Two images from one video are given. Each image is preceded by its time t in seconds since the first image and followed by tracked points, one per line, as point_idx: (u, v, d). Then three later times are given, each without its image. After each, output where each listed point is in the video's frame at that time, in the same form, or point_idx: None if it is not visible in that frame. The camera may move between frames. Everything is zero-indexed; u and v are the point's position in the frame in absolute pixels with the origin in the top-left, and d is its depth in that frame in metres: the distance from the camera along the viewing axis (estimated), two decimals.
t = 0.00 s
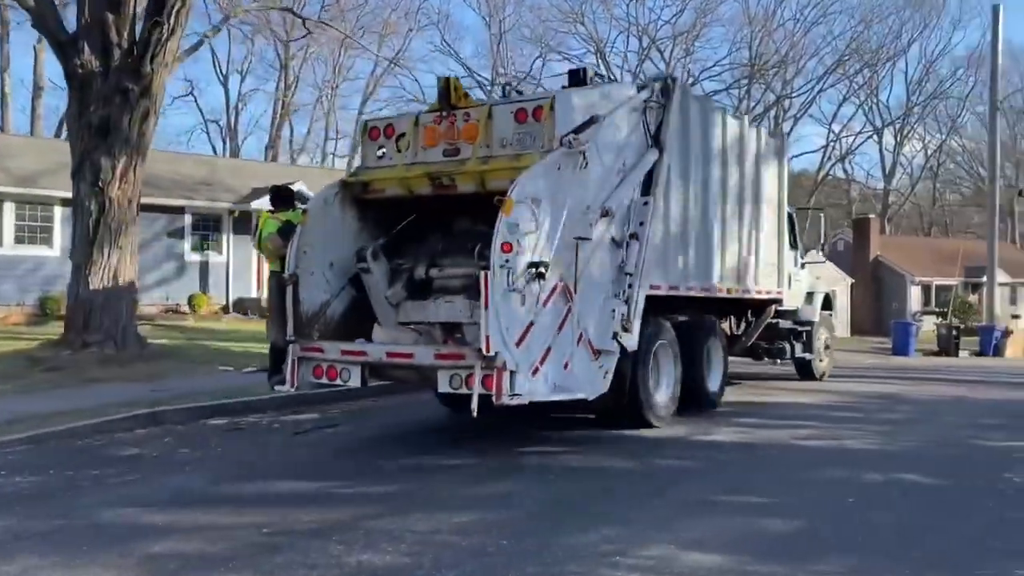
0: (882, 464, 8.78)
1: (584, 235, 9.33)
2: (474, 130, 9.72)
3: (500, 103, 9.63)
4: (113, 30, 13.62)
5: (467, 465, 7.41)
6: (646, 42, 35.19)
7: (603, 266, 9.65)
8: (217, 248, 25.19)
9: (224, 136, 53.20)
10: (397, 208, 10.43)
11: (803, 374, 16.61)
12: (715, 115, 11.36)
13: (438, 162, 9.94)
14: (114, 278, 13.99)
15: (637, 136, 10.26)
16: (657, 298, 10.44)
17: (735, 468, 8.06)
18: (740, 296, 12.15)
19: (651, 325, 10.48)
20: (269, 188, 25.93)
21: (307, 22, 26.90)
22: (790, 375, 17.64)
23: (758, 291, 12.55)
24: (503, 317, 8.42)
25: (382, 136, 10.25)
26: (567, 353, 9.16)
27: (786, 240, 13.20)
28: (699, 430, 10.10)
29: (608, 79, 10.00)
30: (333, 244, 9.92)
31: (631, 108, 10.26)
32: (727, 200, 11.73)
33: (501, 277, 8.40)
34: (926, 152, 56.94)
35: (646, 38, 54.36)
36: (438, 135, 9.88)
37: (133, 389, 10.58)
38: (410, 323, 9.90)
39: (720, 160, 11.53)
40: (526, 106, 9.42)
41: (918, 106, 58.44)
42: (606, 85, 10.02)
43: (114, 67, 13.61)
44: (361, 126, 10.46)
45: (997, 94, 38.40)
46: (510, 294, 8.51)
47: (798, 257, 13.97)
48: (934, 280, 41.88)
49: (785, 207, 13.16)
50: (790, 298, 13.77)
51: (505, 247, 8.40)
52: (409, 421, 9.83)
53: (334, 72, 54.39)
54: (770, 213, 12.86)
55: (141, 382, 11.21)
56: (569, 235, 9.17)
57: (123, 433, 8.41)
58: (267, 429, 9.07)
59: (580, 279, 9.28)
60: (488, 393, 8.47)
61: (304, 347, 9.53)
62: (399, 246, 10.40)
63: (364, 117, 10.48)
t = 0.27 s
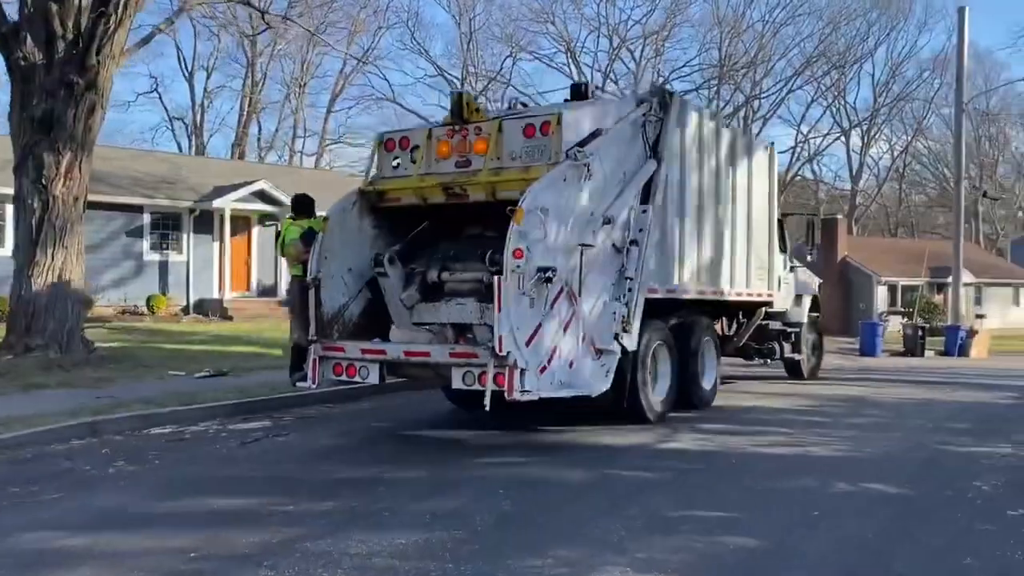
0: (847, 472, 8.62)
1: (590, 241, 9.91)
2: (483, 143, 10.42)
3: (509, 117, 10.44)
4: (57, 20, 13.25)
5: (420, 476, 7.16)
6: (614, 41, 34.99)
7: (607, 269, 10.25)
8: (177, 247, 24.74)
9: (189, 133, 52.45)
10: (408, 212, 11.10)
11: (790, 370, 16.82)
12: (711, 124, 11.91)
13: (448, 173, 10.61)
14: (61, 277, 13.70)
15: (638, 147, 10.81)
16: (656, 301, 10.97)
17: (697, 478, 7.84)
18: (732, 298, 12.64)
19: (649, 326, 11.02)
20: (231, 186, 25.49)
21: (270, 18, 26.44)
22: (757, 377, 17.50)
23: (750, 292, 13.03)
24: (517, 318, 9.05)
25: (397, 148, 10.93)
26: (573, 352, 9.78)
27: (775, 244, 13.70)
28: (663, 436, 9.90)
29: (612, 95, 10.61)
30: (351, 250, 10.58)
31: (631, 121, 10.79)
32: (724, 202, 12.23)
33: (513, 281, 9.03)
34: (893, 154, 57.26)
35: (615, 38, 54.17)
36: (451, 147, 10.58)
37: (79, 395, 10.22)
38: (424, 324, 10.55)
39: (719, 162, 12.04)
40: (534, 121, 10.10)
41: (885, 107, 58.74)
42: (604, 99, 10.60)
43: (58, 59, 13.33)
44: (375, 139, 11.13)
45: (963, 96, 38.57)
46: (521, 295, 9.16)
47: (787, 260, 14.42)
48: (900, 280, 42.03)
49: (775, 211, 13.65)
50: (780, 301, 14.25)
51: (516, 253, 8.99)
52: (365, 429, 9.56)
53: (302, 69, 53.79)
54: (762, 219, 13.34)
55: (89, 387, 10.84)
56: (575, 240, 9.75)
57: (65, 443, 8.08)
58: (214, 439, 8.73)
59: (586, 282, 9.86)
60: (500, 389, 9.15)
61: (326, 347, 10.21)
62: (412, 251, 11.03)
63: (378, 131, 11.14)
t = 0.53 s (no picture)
0: (817, 475, 8.36)
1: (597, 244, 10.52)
2: (497, 150, 11.07)
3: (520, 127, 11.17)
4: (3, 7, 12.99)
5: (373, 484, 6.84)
6: (585, 39, 34.77)
7: (612, 270, 10.86)
8: (138, 245, 24.24)
9: (157, 130, 51.71)
10: (424, 216, 11.45)
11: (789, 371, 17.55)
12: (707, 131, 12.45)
13: (462, 177, 11.22)
14: (4, 275, 13.24)
15: (644, 153, 11.37)
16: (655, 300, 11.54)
17: (664, 483, 7.56)
18: (728, 297, 13.30)
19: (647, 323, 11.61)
20: (194, 182, 25.03)
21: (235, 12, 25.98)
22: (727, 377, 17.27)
23: (744, 291, 13.66)
24: (529, 315, 9.66)
25: (413, 154, 11.52)
26: (581, 348, 10.37)
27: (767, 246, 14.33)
28: (629, 439, 9.62)
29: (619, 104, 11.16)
30: (371, 249, 10.92)
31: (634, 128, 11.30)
32: (720, 205, 12.81)
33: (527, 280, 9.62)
34: (863, 153, 57.47)
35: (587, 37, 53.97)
36: (466, 153, 11.20)
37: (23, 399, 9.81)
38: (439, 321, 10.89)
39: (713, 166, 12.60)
40: (544, 130, 10.85)
41: (855, 107, 58.95)
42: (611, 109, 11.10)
43: (4, 48, 13.01)
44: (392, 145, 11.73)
45: (931, 95, 38.66)
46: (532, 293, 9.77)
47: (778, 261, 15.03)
48: (869, 279, 42.10)
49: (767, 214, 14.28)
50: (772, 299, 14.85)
51: (529, 254, 9.59)
52: (322, 432, 9.22)
53: (271, 66, 53.20)
54: (756, 222, 13.94)
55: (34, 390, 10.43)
56: (583, 243, 10.35)
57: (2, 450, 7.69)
58: (157, 445, 8.34)
59: (592, 283, 10.44)
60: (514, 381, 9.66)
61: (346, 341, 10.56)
62: (428, 251, 11.37)
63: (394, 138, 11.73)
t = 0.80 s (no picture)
0: (790, 485, 8.07)
1: (605, 248, 11.23)
2: (508, 159, 11.60)
3: (529, 137, 11.54)
4: None
5: (323, 500, 6.49)
6: (560, 36, 34.47)
7: (619, 271, 11.57)
8: (100, 244, 23.75)
9: (125, 126, 50.86)
10: (437, 221, 12.11)
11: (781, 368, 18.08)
12: (701, 142, 13.24)
13: (475, 184, 11.78)
14: None
15: (645, 161, 12.12)
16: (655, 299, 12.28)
17: (630, 494, 7.24)
18: (724, 299, 14.16)
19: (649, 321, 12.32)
20: (158, 179, 24.56)
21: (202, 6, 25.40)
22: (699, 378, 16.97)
23: (740, 294, 14.52)
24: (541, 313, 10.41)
25: (428, 162, 12.03)
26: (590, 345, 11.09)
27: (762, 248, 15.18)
28: (597, 445, 9.30)
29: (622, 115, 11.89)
30: (389, 250, 11.63)
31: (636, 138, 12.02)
32: (716, 213, 13.64)
33: (538, 282, 10.39)
34: (837, 153, 57.56)
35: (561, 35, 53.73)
36: (478, 163, 11.74)
37: None
38: (453, 320, 11.56)
39: (707, 178, 13.44)
40: (552, 140, 11.34)
41: (830, 106, 58.97)
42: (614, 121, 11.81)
43: None
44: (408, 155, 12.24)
45: (904, 95, 38.61)
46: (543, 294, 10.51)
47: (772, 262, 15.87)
48: (842, 278, 42.05)
49: (762, 217, 15.12)
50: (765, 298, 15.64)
51: (540, 257, 10.38)
52: (277, 441, 8.86)
53: (242, 61, 52.49)
54: (751, 226, 14.78)
55: None
56: (592, 247, 11.07)
57: None
58: (98, 455, 7.96)
59: (600, 284, 11.15)
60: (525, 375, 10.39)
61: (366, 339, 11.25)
62: (442, 254, 12.03)
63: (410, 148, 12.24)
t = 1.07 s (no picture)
0: (763, 492, 7.70)
1: (607, 249, 11.66)
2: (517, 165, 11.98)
3: (536, 144, 11.88)
4: None
5: (264, 512, 6.05)
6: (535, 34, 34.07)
7: (621, 272, 12.00)
8: (60, 241, 23.23)
9: (93, 121, 50.09)
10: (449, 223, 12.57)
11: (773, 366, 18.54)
12: (699, 148, 13.86)
13: (484, 190, 12.18)
14: None
15: (643, 165, 12.56)
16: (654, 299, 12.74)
17: (595, 503, 6.84)
18: (721, 298, 14.82)
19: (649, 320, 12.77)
20: (122, 175, 24.05)
21: None
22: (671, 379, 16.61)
23: (736, 294, 15.20)
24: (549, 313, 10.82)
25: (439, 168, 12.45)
26: (594, 343, 11.52)
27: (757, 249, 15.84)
28: (563, 450, 8.92)
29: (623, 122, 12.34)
30: (403, 251, 12.14)
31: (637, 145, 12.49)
32: (713, 218, 14.29)
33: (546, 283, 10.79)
34: (812, 152, 57.55)
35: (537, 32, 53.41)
36: (487, 168, 12.09)
37: None
38: (464, 318, 12.08)
39: (705, 185, 14.08)
40: (558, 147, 11.73)
41: (806, 105, 58.97)
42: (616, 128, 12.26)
43: None
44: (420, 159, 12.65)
45: (880, 94, 38.50)
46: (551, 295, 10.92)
47: (769, 264, 16.49)
48: (817, 277, 41.91)
49: (756, 220, 15.76)
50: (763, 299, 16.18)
51: (550, 259, 10.77)
52: (225, 447, 8.41)
53: (213, 56, 51.85)
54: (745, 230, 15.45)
55: None
56: (595, 249, 11.49)
57: None
58: (31, 464, 7.48)
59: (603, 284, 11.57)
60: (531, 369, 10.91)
61: (381, 336, 11.80)
62: (454, 254, 12.52)
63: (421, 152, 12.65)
